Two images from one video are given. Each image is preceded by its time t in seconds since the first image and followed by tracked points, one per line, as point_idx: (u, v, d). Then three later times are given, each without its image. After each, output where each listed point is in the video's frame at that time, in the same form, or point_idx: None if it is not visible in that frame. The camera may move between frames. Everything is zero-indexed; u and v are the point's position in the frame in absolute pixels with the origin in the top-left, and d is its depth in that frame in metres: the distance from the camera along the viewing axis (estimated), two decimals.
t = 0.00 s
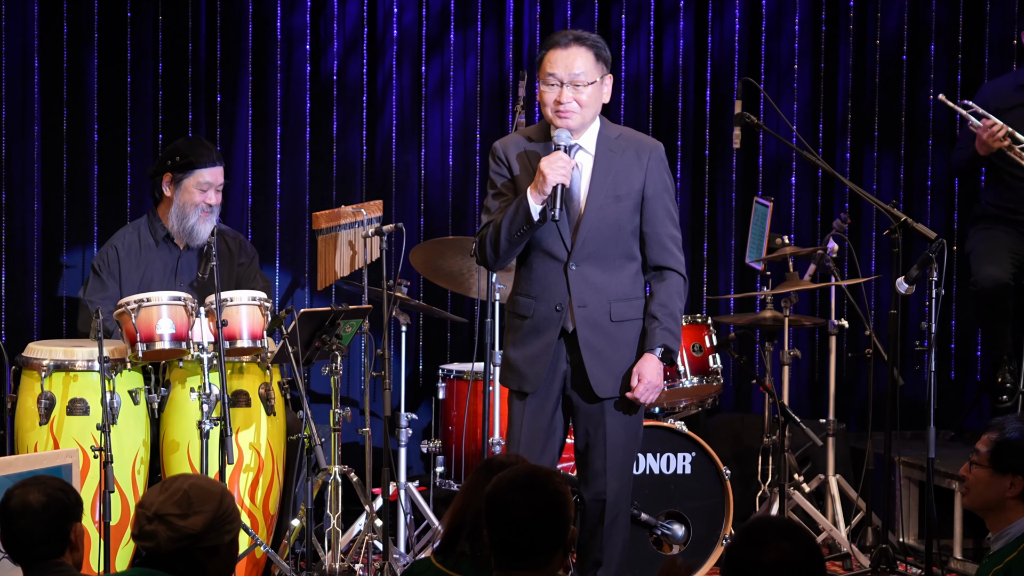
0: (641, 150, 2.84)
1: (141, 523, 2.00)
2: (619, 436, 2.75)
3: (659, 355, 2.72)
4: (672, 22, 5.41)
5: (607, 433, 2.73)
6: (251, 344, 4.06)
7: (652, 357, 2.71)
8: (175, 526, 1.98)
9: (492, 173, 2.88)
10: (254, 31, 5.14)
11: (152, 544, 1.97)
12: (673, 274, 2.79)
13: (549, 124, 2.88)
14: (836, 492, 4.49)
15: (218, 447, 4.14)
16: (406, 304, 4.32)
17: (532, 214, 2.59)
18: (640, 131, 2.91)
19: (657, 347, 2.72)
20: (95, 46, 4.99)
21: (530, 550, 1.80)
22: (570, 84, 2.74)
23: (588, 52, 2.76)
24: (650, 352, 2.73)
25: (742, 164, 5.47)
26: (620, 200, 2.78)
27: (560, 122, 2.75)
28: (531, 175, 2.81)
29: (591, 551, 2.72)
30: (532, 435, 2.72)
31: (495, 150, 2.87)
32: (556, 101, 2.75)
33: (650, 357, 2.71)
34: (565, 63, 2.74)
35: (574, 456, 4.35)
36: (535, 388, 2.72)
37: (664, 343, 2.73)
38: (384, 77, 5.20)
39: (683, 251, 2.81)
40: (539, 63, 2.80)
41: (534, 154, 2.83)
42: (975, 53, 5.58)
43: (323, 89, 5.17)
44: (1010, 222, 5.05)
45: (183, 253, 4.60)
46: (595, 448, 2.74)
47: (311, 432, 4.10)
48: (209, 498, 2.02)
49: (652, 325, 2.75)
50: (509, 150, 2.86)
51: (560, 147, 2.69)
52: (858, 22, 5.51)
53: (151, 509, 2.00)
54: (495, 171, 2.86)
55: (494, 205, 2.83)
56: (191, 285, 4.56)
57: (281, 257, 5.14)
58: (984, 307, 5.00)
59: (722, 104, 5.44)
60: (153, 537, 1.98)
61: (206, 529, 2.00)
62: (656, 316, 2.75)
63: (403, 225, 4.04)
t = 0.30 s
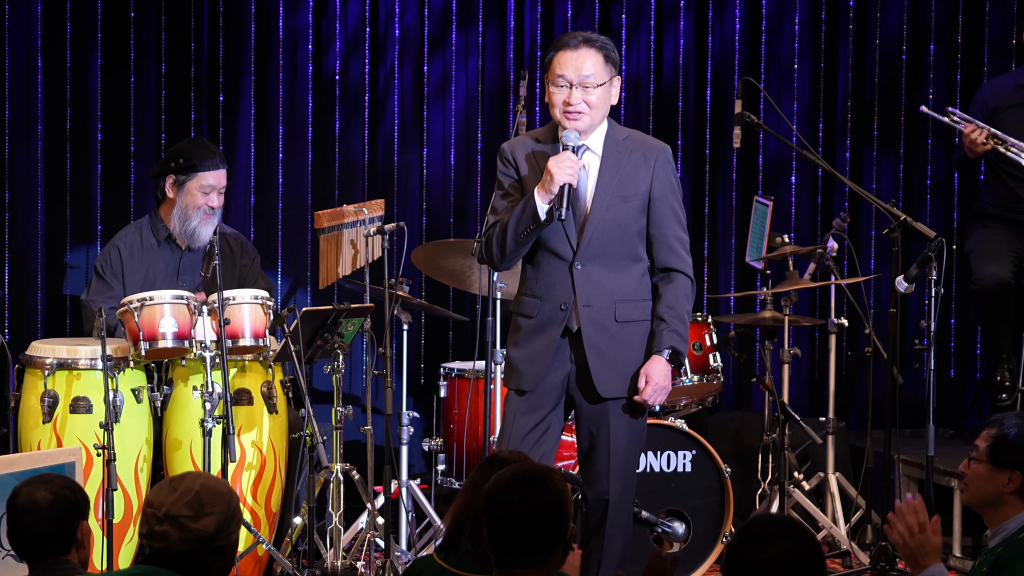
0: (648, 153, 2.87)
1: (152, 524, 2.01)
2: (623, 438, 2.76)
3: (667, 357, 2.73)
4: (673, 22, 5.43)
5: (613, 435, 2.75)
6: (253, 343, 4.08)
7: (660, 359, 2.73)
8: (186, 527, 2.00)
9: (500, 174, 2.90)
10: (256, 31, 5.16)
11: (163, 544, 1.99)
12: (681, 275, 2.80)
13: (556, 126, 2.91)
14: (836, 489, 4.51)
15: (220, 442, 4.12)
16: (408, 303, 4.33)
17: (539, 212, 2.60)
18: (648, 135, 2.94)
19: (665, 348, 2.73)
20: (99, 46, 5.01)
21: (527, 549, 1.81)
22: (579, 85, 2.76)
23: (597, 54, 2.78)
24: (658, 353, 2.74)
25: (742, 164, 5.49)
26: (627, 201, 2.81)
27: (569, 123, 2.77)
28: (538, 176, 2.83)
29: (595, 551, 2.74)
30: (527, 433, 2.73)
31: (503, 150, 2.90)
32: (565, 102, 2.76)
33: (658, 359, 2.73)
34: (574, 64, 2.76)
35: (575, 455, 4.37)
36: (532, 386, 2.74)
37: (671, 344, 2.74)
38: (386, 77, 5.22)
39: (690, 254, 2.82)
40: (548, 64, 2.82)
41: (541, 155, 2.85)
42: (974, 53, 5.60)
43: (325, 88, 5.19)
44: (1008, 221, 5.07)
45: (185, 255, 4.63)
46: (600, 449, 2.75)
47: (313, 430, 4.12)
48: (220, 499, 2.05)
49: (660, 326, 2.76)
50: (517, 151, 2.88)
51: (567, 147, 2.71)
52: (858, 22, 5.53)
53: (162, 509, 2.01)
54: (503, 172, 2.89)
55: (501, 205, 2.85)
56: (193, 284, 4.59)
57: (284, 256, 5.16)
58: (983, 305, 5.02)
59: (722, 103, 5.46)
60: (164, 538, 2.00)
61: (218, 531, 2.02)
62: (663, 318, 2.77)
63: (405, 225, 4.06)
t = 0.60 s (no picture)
0: (648, 151, 2.89)
1: (151, 523, 2.03)
2: (622, 435, 2.78)
3: (675, 354, 2.75)
4: (673, 22, 5.45)
5: (611, 433, 2.76)
6: (255, 341, 4.11)
7: (668, 356, 2.74)
8: (187, 526, 2.02)
9: (498, 170, 2.91)
10: (259, 31, 5.18)
11: (163, 543, 2.01)
12: (683, 273, 2.84)
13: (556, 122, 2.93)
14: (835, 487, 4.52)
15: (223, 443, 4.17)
16: (409, 302, 4.36)
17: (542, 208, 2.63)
18: (646, 133, 2.96)
19: (671, 345, 2.75)
20: (102, 46, 5.03)
21: (528, 549, 1.83)
22: (586, 82, 2.78)
23: (604, 52, 2.81)
24: (665, 352, 2.75)
25: (742, 163, 5.51)
26: (627, 199, 2.82)
27: (574, 119, 2.79)
28: (538, 172, 2.84)
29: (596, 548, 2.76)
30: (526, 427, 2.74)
31: (501, 146, 2.91)
32: (571, 98, 2.79)
33: (666, 356, 2.74)
34: (582, 61, 2.78)
35: (575, 454, 4.39)
36: (531, 382, 2.75)
37: (678, 341, 2.77)
38: (387, 76, 5.23)
39: (690, 251, 2.86)
40: (553, 59, 2.83)
41: (542, 151, 2.86)
42: (974, 52, 5.62)
43: (327, 88, 5.20)
44: (1007, 220, 5.09)
45: (188, 252, 4.64)
46: (598, 447, 2.77)
47: (315, 428, 4.13)
48: (219, 497, 2.07)
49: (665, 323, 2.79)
50: (516, 147, 2.89)
51: (572, 143, 2.73)
52: (857, 23, 5.55)
53: (161, 508, 2.03)
54: (502, 167, 2.89)
55: (499, 200, 2.86)
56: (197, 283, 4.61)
57: (286, 255, 5.18)
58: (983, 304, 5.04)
59: (723, 103, 5.48)
60: (164, 537, 2.02)
61: (218, 529, 2.04)
62: (669, 315, 2.80)
63: (407, 223, 4.08)
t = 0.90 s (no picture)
0: (631, 150, 2.92)
1: (154, 521, 2.05)
2: (613, 433, 2.80)
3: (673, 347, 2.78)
4: (674, 22, 5.46)
5: (602, 431, 2.79)
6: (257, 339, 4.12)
7: (667, 348, 2.77)
8: (188, 524, 2.04)
9: (482, 169, 2.90)
10: (261, 31, 5.20)
11: (166, 541, 2.03)
12: (669, 267, 2.87)
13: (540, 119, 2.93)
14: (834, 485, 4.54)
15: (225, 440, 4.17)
16: (411, 301, 4.38)
17: (537, 208, 2.65)
18: (626, 132, 2.98)
19: (668, 338, 2.77)
20: (105, 46, 5.05)
21: (527, 548, 1.85)
22: (574, 82, 2.80)
23: (591, 52, 2.83)
24: (662, 346, 2.77)
25: (742, 162, 5.53)
26: (613, 198, 2.85)
27: (562, 118, 2.81)
28: (525, 172, 2.85)
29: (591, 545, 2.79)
30: (524, 430, 2.76)
31: (485, 145, 2.90)
32: (560, 98, 2.80)
33: (665, 349, 2.77)
34: (570, 61, 2.79)
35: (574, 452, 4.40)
36: (525, 383, 2.76)
37: (673, 335, 2.79)
38: (389, 76, 5.25)
39: (673, 248, 2.90)
40: (541, 58, 2.84)
41: (529, 150, 2.87)
42: (972, 52, 5.64)
43: (329, 88, 5.22)
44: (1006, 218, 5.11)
45: (192, 251, 4.66)
46: (589, 446, 2.80)
47: (317, 426, 4.15)
48: (221, 494, 2.09)
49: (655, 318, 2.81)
50: (500, 147, 2.89)
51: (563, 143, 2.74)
52: (857, 22, 5.57)
53: (164, 506, 2.05)
54: (486, 167, 2.89)
55: (485, 200, 2.86)
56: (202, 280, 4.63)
57: (288, 254, 5.20)
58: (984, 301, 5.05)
59: (723, 103, 5.49)
60: (167, 535, 2.04)
61: (220, 526, 2.06)
62: (660, 309, 2.81)
63: (408, 222, 4.10)
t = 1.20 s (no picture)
0: (603, 148, 2.94)
1: (158, 519, 2.07)
2: (592, 430, 2.84)
3: (650, 334, 2.82)
4: (674, 22, 5.48)
5: (582, 428, 2.82)
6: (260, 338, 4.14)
7: (644, 335, 2.80)
8: (192, 522, 2.06)
9: (455, 169, 2.91)
10: (263, 31, 5.21)
11: (170, 538, 2.05)
12: (639, 264, 2.91)
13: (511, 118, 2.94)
14: (834, 482, 4.57)
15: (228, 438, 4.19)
16: (413, 299, 4.41)
17: (515, 209, 2.68)
18: (597, 129, 3.00)
19: (646, 330, 2.81)
20: (107, 46, 5.07)
21: (527, 545, 1.86)
22: (547, 83, 2.81)
23: (562, 53, 2.84)
24: (639, 335, 2.80)
25: (742, 162, 5.55)
26: (588, 197, 2.86)
27: (534, 119, 2.83)
28: (499, 173, 2.87)
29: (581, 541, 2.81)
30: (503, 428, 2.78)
31: (457, 146, 2.91)
32: (532, 99, 2.81)
33: (642, 338, 2.79)
34: (542, 63, 2.81)
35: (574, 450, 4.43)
36: (503, 384, 2.78)
37: (649, 327, 2.82)
38: (390, 76, 5.26)
39: (643, 245, 2.95)
40: (512, 59, 2.84)
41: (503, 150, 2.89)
42: (972, 52, 5.66)
43: (330, 87, 5.24)
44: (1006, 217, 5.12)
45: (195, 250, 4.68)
46: (569, 443, 2.82)
47: (319, 424, 4.17)
48: (224, 492, 2.11)
49: (631, 311, 2.84)
50: (473, 147, 2.90)
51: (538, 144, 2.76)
52: (856, 22, 5.58)
53: (167, 504, 2.07)
54: (459, 168, 2.90)
55: (460, 201, 2.87)
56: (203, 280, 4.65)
57: (290, 253, 5.22)
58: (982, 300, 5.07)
59: (723, 103, 5.51)
60: (171, 532, 2.06)
61: (224, 524, 2.09)
62: (635, 302, 2.85)
63: (409, 222, 4.12)
